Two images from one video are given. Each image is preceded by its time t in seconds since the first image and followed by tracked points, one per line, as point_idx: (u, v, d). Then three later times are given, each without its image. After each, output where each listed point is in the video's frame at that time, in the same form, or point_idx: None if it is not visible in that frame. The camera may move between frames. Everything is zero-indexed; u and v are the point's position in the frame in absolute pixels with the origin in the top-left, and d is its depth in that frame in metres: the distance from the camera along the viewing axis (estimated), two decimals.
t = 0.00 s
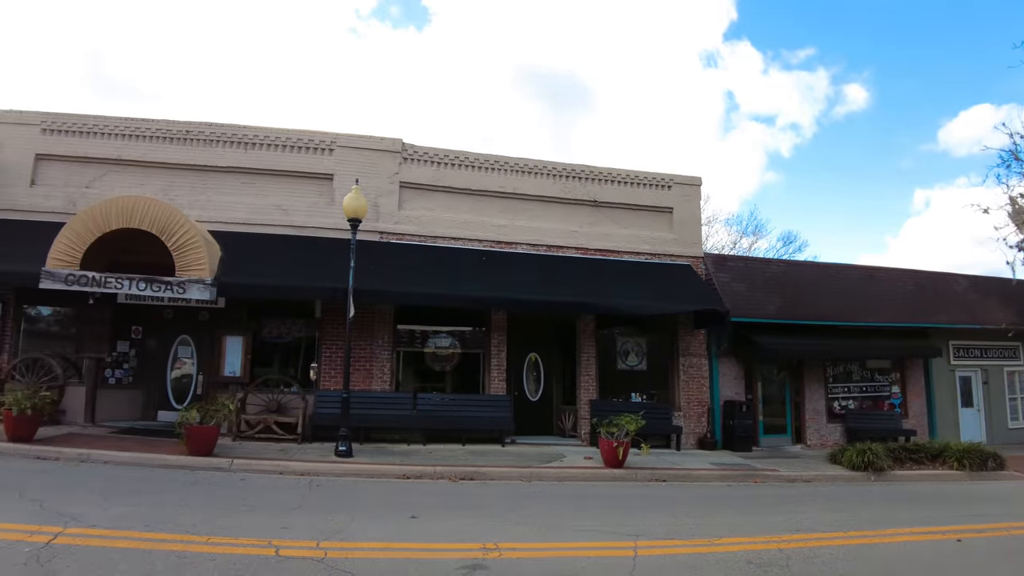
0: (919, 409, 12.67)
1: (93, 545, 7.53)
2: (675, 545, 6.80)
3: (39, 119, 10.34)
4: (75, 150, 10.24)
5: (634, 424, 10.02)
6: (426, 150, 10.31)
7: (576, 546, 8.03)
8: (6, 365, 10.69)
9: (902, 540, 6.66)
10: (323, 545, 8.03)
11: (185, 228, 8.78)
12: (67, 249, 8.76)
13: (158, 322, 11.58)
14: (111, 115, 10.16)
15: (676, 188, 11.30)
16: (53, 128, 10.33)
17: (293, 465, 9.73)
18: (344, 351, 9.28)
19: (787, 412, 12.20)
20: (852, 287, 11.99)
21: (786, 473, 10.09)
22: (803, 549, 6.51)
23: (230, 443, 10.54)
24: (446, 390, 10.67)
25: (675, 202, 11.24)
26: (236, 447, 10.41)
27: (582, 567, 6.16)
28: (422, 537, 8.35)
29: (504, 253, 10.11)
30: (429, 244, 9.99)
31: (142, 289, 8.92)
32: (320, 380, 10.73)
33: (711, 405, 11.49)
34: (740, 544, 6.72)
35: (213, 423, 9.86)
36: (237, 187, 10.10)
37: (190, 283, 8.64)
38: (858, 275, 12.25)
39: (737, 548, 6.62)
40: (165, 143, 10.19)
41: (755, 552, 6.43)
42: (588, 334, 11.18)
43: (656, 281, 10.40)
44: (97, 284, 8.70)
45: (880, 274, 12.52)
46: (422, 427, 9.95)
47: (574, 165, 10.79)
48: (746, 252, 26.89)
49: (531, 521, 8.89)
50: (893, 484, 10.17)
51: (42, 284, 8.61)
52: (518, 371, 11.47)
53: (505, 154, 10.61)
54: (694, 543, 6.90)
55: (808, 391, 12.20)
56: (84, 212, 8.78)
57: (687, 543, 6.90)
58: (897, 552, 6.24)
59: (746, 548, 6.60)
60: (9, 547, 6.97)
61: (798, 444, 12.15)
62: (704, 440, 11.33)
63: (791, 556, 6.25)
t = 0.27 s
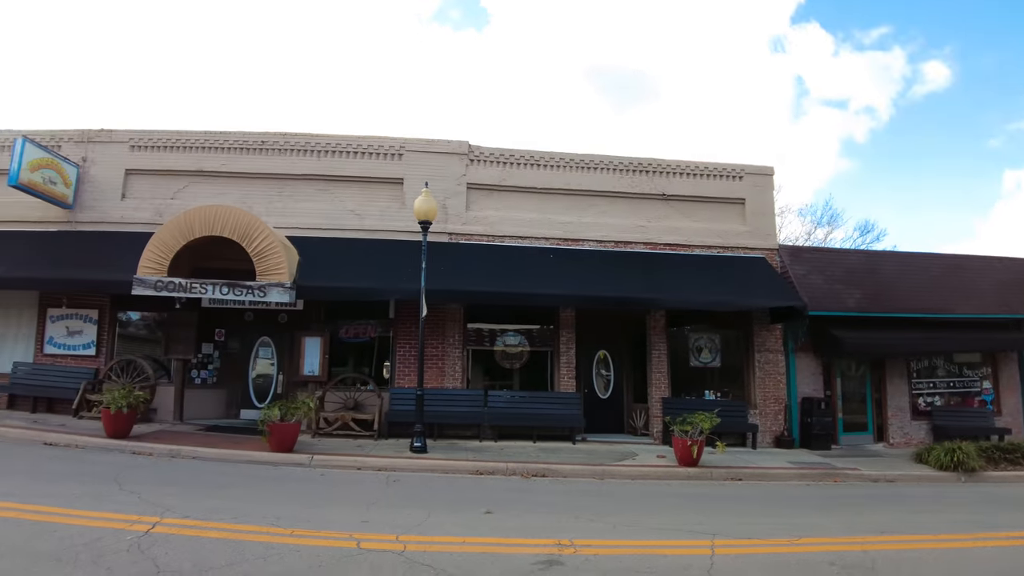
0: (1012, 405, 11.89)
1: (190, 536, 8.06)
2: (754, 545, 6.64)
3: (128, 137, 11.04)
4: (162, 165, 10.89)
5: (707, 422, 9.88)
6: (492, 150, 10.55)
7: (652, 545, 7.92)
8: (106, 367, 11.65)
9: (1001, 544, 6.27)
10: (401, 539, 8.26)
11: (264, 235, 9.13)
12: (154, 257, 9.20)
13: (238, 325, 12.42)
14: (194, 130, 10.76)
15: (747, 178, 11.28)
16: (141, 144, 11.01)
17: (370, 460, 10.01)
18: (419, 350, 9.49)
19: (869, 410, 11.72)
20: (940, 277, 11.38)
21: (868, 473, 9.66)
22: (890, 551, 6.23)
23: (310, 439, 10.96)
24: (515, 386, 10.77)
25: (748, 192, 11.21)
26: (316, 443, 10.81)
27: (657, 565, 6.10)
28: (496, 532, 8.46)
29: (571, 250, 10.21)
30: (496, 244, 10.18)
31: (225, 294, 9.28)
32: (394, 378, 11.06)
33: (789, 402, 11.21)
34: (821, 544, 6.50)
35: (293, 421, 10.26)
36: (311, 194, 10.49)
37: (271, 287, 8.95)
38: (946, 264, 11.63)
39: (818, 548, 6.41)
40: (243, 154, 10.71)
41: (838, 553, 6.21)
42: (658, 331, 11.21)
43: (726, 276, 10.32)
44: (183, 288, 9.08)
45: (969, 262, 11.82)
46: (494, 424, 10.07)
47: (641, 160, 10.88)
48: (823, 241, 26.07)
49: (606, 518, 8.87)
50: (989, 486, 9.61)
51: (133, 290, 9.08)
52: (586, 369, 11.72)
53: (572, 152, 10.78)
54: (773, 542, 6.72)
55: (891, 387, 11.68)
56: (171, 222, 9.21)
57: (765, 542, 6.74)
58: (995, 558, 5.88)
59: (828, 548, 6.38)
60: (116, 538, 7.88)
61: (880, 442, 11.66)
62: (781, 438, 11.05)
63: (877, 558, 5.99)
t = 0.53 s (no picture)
0: None
1: (264, 529, 8.49)
2: (823, 545, 6.45)
3: (197, 147, 11.57)
4: (229, 172, 11.36)
5: (774, 419, 9.65)
6: (548, 148, 10.71)
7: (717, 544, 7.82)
8: (181, 367, 12.28)
9: None
10: (467, 533, 8.42)
11: (329, 237, 9.40)
12: (225, 261, 9.57)
13: (305, 325, 12.85)
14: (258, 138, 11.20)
15: (811, 167, 11.04)
16: (209, 153, 11.52)
17: (434, 456, 10.23)
18: (478, 348, 9.67)
19: (944, 407, 11.22)
20: None
21: (945, 473, 9.21)
22: (969, 554, 5.94)
23: (376, 435, 11.31)
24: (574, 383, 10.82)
25: (812, 182, 10.97)
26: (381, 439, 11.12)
27: (721, 564, 6.00)
28: (560, 528, 8.52)
29: (630, 245, 10.28)
30: (555, 241, 10.34)
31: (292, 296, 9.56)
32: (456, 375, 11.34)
33: (858, 398, 10.85)
34: (895, 546, 6.26)
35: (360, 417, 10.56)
36: (373, 197, 10.80)
37: (336, 288, 9.20)
38: None
39: (892, 550, 6.18)
40: (306, 160, 11.11)
41: (912, 555, 5.96)
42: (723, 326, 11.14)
43: (790, 267, 10.12)
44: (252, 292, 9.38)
45: None
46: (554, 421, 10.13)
47: (700, 151, 10.92)
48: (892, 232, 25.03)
49: (670, 515, 8.82)
50: None
51: (205, 293, 9.45)
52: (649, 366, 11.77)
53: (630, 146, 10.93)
54: (843, 543, 6.51)
55: (968, 382, 11.12)
56: (240, 227, 9.59)
57: (835, 543, 6.54)
58: None
59: (901, 550, 6.13)
60: (194, 531, 8.53)
61: (957, 441, 11.12)
62: (850, 435, 10.70)
63: (955, 562, 5.72)
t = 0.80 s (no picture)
0: None
1: (324, 523, 8.80)
2: (887, 545, 6.23)
3: (252, 152, 11.94)
4: (283, 176, 11.70)
5: (834, 416, 9.35)
6: (596, 143, 10.81)
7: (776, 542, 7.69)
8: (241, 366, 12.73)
9: None
10: (523, 529, 8.47)
11: (382, 237, 9.60)
12: (283, 262, 9.86)
13: (360, 323, 13.16)
14: (311, 142, 11.48)
15: (869, 155, 10.65)
16: (264, 158, 11.88)
17: (487, 452, 10.34)
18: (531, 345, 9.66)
19: (1013, 402, 10.81)
20: None
21: (1018, 473, 8.74)
22: None
23: (430, 430, 11.57)
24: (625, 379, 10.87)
25: (870, 169, 10.58)
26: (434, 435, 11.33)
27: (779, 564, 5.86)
28: (615, 525, 8.48)
29: (682, 238, 10.28)
30: (605, 236, 10.43)
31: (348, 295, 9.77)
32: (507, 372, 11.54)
33: (921, 393, 10.42)
34: (966, 548, 5.99)
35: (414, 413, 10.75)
36: (423, 197, 11.07)
37: (390, 286, 9.38)
38: None
39: (963, 552, 5.90)
40: (358, 162, 11.40)
41: (986, 558, 5.69)
42: (778, 320, 10.90)
43: (851, 258, 9.81)
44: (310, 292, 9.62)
45: None
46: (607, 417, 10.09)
47: (753, 142, 10.75)
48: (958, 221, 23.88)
49: (727, 513, 8.68)
50: None
51: (265, 294, 9.75)
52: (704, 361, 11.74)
53: (681, 138, 10.88)
54: (909, 544, 6.27)
55: None
56: (297, 228, 9.89)
57: (900, 543, 6.31)
58: None
59: (974, 553, 5.85)
60: (258, 523, 8.97)
61: None
62: (913, 432, 10.26)
63: None
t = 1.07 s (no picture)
0: None
1: (374, 516, 8.99)
2: (946, 545, 6.02)
3: (298, 154, 12.24)
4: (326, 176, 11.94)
5: (887, 412, 9.08)
6: (638, 135, 10.74)
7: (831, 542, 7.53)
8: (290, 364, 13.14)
9: None
10: (570, 524, 8.49)
11: (426, 235, 9.72)
12: (330, 261, 10.08)
13: (405, 320, 13.65)
14: (355, 143, 11.70)
15: (922, 141, 10.26)
16: (309, 159, 12.14)
17: (532, 447, 10.42)
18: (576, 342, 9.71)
19: None
20: None
21: None
22: None
23: (475, 426, 11.73)
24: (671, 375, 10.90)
25: (924, 156, 10.19)
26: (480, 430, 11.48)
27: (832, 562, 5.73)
28: (663, 522, 8.41)
29: (728, 231, 10.17)
30: (649, 230, 10.44)
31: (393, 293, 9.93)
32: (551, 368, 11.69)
33: (980, 389, 10.00)
34: None
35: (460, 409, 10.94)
36: (465, 195, 11.25)
37: (435, 284, 9.52)
38: None
39: None
40: (402, 162, 11.63)
41: None
42: (829, 315, 10.61)
43: (906, 248, 9.46)
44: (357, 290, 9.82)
45: None
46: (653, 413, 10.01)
47: (800, 131, 10.49)
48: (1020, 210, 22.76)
49: (777, 511, 8.52)
50: None
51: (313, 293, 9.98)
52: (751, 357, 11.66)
53: (726, 128, 10.71)
54: (969, 544, 6.05)
55: None
56: (343, 227, 10.09)
57: (959, 544, 6.09)
58: None
59: None
60: (311, 516, 9.22)
61: None
62: (972, 429, 9.87)
63: None
